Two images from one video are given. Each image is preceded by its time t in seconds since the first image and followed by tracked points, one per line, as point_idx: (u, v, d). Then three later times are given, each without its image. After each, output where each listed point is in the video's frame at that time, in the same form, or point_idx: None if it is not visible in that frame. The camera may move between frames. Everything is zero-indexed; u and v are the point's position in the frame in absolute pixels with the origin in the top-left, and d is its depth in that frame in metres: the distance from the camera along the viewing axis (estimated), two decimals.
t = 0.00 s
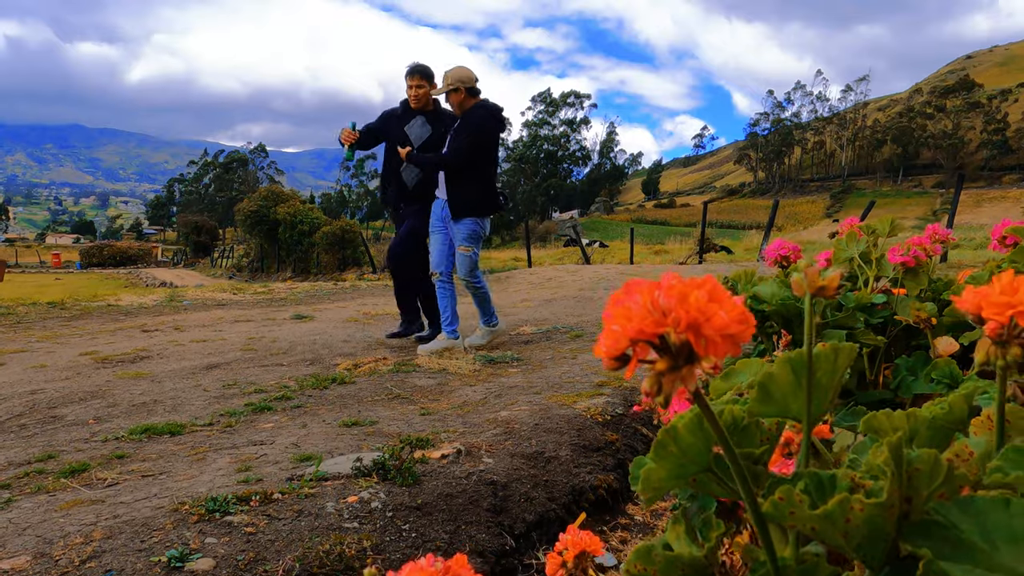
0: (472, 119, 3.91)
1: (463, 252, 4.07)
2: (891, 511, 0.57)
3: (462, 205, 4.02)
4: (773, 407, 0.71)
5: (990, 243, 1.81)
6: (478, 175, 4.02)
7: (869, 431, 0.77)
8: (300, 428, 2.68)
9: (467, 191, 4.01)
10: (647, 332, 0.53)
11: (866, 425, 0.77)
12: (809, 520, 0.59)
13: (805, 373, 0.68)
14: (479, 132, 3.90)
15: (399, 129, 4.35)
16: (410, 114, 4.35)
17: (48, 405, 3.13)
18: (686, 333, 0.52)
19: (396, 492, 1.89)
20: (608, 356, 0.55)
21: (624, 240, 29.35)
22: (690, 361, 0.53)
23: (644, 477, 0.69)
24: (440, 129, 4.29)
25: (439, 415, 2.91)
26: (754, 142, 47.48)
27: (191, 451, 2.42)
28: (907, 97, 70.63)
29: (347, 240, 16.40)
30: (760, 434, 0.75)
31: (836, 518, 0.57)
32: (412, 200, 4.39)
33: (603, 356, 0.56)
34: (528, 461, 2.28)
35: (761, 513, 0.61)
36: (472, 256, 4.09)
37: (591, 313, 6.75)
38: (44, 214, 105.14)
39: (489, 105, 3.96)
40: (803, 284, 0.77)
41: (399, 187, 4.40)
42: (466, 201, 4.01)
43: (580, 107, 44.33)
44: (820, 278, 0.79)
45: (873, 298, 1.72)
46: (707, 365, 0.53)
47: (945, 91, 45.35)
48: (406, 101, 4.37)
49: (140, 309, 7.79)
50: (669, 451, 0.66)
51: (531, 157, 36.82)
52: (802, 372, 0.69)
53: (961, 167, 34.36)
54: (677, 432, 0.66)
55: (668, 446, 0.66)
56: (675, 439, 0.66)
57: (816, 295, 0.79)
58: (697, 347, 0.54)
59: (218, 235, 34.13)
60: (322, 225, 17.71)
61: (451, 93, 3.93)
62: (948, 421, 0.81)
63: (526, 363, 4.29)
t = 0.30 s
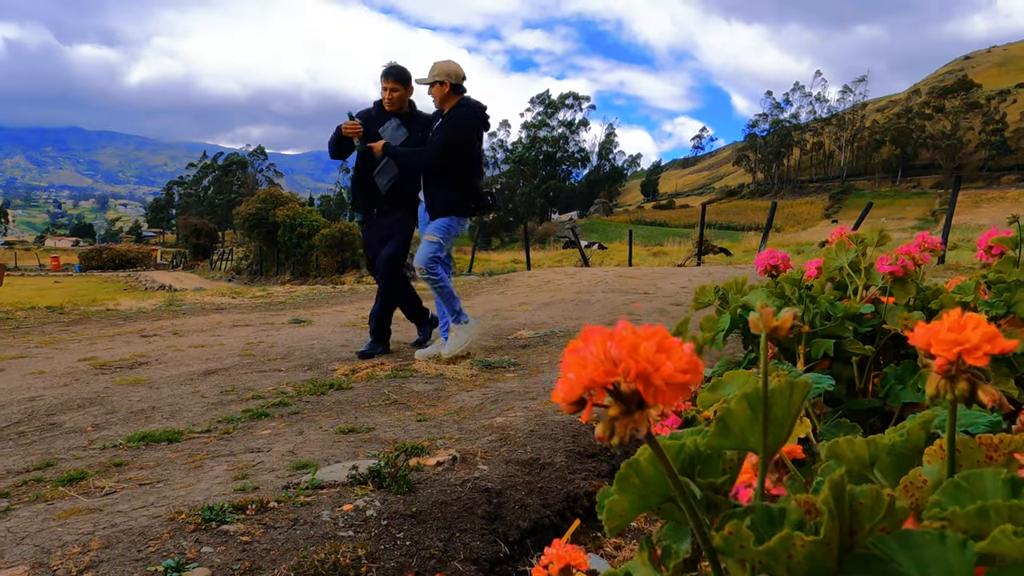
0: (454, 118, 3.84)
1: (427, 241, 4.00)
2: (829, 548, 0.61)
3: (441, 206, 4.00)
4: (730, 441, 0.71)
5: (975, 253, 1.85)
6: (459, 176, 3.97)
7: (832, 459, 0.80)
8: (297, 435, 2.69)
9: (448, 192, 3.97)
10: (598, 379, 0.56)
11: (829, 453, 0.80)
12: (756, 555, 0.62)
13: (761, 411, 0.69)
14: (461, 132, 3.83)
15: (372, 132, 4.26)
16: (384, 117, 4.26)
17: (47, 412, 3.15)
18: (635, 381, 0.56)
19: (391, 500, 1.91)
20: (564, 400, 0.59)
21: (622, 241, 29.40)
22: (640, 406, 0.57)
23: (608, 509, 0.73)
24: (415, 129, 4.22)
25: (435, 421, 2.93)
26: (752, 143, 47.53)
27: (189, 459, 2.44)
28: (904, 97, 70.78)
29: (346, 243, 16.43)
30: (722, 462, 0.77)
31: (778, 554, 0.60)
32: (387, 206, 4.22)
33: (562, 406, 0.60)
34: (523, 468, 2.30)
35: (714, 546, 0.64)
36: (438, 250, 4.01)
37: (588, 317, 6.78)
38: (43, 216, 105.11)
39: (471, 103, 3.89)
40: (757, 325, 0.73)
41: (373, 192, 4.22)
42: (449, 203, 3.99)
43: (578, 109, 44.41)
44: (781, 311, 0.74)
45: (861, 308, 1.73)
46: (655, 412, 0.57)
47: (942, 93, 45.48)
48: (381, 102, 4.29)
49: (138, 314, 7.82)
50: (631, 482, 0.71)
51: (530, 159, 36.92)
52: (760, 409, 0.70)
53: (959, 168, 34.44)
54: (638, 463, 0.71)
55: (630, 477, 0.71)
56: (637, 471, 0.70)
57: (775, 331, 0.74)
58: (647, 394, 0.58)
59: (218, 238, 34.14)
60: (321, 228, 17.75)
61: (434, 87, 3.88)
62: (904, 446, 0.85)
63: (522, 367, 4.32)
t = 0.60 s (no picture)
0: (428, 124, 3.72)
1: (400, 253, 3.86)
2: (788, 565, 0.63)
3: (417, 218, 3.86)
4: (701, 462, 0.73)
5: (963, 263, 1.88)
6: (435, 185, 3.84)
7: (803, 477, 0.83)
8: (293, 441, 2.71)
9: (422, 202, 3.83)
10: (571, 411, 0.60)
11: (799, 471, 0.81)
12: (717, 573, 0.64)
13: (730, 435, 0.71)
14: (435, 139, 3.71)
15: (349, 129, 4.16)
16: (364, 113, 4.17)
17: (43, 418, 3.16)
18: (606, 413, 0.60)
19: (385, 507, 1.93)
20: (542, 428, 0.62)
21: (619, 245, 29.46)
22: (612, 436, 0.61)
23: (585, 527, 0.76)
24: (394, 130, 4.17)
25: (430, 427, 2.95)
26: (749, 147, 47.67)
27: (184, 465, 2.45)
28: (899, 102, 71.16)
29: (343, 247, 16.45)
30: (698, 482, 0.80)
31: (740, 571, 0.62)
32: (365, 209, 4.17)
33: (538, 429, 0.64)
34: (517, 474, 2.32)
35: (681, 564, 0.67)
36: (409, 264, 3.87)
37: (583, 321, 6.81)
38: (39, 219, 105.06)
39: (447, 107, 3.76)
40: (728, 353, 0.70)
41: (351, 192, 4.15)
42: (424, 215, 3.85)
43: (574, 113, 44.54)
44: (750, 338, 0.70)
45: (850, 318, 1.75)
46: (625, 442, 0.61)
47: (937, 98, 45.72)
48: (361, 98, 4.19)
49: (135, 318, 7.83)
50: (607, 502, 0.75)
51: (527, 162, 37.01)
52: (730, 432, 0.71)
53: (954, 173, 34.60)
54: (614, 486, 0.74)
55: (607, 497, 0.74)
56: (612, 492, 0.74)
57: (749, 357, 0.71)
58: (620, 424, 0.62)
59: (214, 241, 34.12)
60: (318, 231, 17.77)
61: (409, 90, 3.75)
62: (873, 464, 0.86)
63: (517, 372, 4.34)
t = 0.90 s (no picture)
0: (403, 121, 3.59)
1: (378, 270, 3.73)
2: None
3: (386, 221, 3.68)
4: (702, 505, 0.79)
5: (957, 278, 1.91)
6: (408, 187, 3.68)
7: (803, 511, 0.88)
8: (289, 453, 2.71)
9: (393, 204, 3.67)
10: (577, 469, 0.61)
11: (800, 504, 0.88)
12: None
13: (731, 477, 0.78)
14: (410, 137, 3.57)
15: (321, 134, 3.99)
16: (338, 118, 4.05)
17: (37, 429, 3.15)
18: (611, 471, 0.61)
19: (382, 521, 1.93)
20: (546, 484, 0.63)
21: (614, 251, 29.44)
22: (614, 493, 0.62)
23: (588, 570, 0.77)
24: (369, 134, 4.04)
25: (426, 438, 2.96)
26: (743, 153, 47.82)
27: (180, 477, 2.45)
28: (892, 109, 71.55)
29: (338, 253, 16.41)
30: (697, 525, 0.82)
31: None
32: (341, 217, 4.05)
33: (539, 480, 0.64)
34: (513, 486, 2.33)
35: None
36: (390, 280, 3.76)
37: (578, 329, 6.82)
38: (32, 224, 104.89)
39: (421, 107, 3.63)
40: (728, 401, 0.77)
41: (328, 200, 4.00)
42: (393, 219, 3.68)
43: (569, 119, 44.67)
44: (749, 387, 0.78)
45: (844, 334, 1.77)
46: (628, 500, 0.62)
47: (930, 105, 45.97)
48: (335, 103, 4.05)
49: (129, 325, 7.79)
50: (610, 547, 0.77)
51: (522, 168, 37.10)
52: (729, 475, 0.78)
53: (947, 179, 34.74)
54: (616, 531, 0.77)
55: (610, 542, 0.77)
56: (615, 538, 0.77)
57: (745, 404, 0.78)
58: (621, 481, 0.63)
59: (208, 246, 33.97)
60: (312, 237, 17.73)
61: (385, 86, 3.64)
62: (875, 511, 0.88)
63: (513, 382, 4.35)
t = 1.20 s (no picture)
0: (384, 117, 3.44)
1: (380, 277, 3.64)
2: None
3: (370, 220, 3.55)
4: (788, 503, 0.78)
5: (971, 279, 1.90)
6: (392, 187, 3.55)
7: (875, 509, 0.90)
8: (296, 454, 2.70)
9: (378, 204, 3.54)
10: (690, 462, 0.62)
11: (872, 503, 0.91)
12: None
13: (819, 476, 0.78)
14: (391, 134, 3.42)
15: (298, 123, 3.81)
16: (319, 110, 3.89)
17: (40, 430, 3.13)
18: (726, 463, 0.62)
19: (395, 523, 1.92)
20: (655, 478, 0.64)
21: (609, 254, 29.43)
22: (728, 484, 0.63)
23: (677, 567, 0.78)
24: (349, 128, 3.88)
25: (433, 440, 2.95)
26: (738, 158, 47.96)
27: (187, 479, 2.43)
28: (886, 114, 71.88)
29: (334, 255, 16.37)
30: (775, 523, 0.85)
31: None
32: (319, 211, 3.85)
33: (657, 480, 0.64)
34: (524, 488, 2.33)
35: None
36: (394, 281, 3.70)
37: (578, 332, 6.82)
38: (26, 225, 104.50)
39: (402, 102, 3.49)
40: (817, 400, 0.72)
41: (306, 194, 3.81)
42: (379, 220, 3.54)
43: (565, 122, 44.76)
44: (840, 383, 0.73)
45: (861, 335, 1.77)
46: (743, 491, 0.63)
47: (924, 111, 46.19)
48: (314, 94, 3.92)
49: (127, 327, 7.76)
50: (699, 545, 0.78)
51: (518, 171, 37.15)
52: (818, 474, 0.78)
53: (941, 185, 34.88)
54: (707, 529, 0.78)
55: (698, 541, 0.78)
56: (705, 536, 0.77)
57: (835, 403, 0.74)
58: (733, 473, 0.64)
59: (203, 248, 33.84)
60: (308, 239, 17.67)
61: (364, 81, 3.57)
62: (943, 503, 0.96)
63: (516, 384, 4.34)
